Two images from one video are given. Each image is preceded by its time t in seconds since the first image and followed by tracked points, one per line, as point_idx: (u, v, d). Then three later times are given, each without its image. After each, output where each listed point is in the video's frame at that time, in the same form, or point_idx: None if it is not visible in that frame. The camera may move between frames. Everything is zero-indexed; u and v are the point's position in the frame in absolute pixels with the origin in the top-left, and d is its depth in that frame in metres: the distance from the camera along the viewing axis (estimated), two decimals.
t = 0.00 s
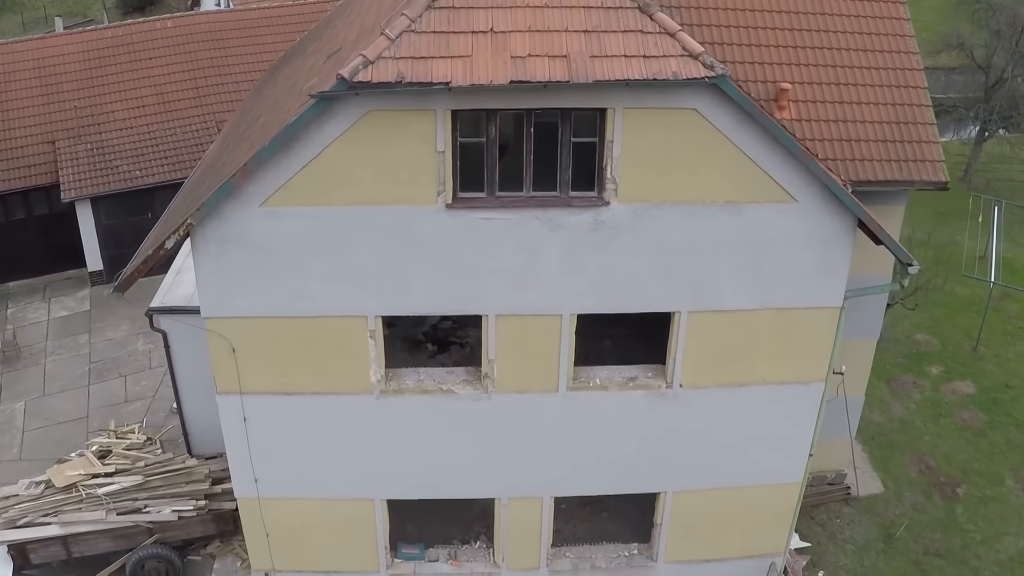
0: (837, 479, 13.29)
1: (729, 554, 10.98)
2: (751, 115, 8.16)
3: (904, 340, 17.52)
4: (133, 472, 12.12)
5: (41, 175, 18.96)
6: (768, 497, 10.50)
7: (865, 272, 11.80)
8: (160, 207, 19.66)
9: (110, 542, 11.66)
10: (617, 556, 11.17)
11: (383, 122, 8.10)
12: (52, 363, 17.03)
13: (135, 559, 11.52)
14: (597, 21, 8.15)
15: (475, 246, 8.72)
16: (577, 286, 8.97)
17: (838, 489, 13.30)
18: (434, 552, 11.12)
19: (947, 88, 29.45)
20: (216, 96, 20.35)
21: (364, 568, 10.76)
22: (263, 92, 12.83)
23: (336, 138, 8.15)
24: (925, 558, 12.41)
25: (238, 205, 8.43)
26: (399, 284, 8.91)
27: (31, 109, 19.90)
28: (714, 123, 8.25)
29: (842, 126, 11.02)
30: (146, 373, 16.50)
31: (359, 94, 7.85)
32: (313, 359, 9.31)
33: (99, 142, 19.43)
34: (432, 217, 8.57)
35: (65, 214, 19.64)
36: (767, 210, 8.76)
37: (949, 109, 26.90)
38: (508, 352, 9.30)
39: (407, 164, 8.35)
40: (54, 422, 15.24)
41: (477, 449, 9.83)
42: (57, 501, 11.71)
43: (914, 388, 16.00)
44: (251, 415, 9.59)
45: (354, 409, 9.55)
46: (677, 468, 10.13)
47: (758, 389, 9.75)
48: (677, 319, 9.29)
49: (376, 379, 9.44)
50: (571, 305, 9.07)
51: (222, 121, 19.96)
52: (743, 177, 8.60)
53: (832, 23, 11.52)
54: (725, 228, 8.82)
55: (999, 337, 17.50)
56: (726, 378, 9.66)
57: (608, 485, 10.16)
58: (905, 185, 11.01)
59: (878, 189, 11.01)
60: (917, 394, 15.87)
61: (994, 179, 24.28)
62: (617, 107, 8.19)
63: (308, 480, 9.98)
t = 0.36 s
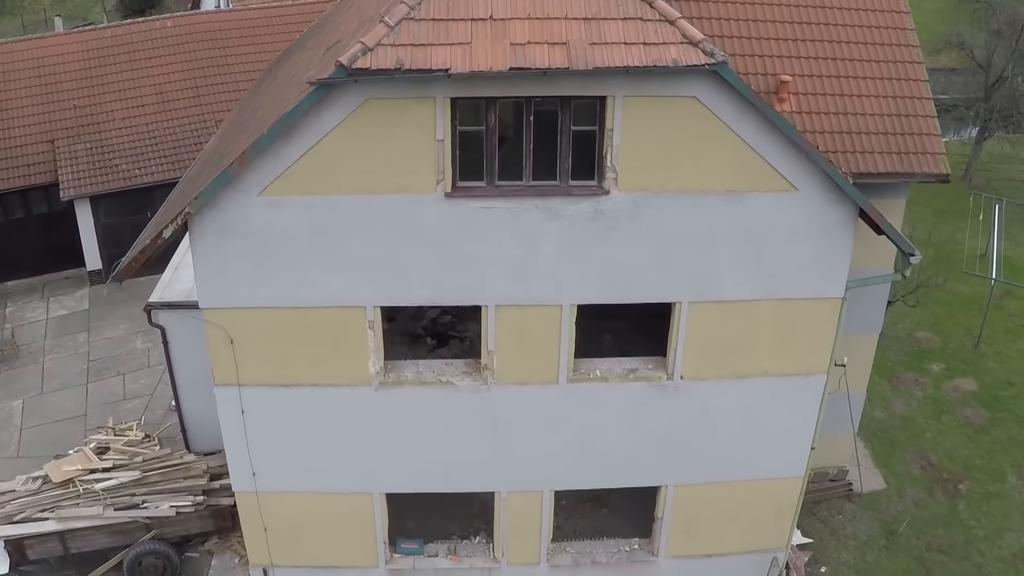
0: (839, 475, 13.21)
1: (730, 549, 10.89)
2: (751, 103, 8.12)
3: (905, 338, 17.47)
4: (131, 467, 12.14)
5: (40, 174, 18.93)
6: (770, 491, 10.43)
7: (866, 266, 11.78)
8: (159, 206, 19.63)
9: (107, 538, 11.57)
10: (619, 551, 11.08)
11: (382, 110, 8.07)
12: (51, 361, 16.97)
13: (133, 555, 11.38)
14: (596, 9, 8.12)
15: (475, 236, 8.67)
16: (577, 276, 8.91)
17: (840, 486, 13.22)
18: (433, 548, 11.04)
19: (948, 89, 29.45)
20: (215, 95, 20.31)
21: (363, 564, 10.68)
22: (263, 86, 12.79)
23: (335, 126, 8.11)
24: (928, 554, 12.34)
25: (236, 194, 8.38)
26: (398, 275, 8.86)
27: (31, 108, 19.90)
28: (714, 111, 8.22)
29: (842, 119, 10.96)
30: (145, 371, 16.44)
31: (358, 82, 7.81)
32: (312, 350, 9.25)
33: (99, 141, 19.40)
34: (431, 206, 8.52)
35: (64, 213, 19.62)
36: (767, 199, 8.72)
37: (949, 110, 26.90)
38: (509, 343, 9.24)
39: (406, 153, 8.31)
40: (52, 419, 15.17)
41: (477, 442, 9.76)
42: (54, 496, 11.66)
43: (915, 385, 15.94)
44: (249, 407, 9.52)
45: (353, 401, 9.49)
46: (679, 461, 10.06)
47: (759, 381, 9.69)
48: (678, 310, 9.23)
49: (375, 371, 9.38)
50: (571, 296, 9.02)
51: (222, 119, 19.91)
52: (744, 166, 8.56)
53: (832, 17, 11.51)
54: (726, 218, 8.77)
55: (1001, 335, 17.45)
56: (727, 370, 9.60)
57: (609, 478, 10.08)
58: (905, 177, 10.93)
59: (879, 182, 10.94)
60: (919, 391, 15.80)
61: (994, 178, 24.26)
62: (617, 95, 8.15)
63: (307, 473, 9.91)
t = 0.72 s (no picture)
0: (840, 471, 13.15)
1: (730, 544, 10.81)
2: (751, 91, 8.08)
3: (906, 335, 17.41)
4: (127, 462, 12.00)
5: (38, 172, 18.88)
6: (771, 484, 10.35)
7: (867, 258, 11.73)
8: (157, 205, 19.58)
9: (103, 534, 11.50)
10: (619, 546, 10.97)
11: (380, 98, 8.02)
12: (47, 359, 16.89)
13: (129, 551, 11.32)
14: None
15: (474, 225, 8.62)
16: (576, 266, 8.85)
17: (841, 482, 13.15)
18: (432, 543, 10.95)
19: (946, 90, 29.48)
20: (214, 93, 20.25)
21: (360, 559, 10.59)
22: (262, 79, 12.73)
23: (333, 114, 8.06)
24: (930, 550, 12.26)
25: (232, 183, 8.33)
26: (395, 265, 8.80)
27: (29, 107, 19.88)
28: (714, 99, 8.17)
29: (842, 111, 10.92)
30: (142, 369, 16.36)
31: (356, 69, 7.76)
32: (308, 342, 9.19)
33: (97, 140, 19.36)
34: (429, 195, 8.47)
35: (61, 211, 19.55)
36: (768, 188, 8.67)
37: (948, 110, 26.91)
38: (507, 333, 9.17)
39: (404, 141, 8.26)
40: (48, 417, 15.09)
41: (475, 434, 9.68)
42: (50, 492, 11.59)
43: (915, 382, 15.88)
44: (246, 399, 9.46)
45: (350, 393, 9.42)
46: (678, 454, 9.99)
47: (760, 372, 9.62)
48: (677, 300, 9.17)
49: (372, 362, 9.31)
50: (570, 286, 8.96)
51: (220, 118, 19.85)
52: (743, 155, 8.51)
53: (832, 10, 11.50)
54: (726, 207, 8.72)
55: (1001, 332, 17.40)
56: (727, 361, 9.53)
57: (608, 471, 10.01)
58: (905, 169, 10.85)
59: (879, 174, 10.88)
60: (919, 388, 15.74)
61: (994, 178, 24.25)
62: (615, 83, 8.10)
63: (304, 467, 9.83)
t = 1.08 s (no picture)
0: (839, 466, 13.07)
1: (730, 538, 10.72)
2: (748, 78, 8.02)
3: (905, 331, 17.35)
4: (121, 457, 11.92)
5: (33, 170, 18.81)
6: (770, 477, 10.27)
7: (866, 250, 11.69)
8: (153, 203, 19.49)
9: (96, 530, 11.38)
10: (617, 541, 10.87)
11: (375, 85, 7.95)
12: (42, 357, 16.78)
13: (123, 547, 11.23)
14: None
15: (470, 213, 8.54)
16: (573, 254, 8.78)
17: (841, 477, 13.07)
18: (428, 538, 10.83)
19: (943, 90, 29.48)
20: (210, 91, 20.18)
21: (356, 554, 10.49)
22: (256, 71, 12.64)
23: (327, 101, 7.99)
24: (931, 545, 12.17)
25: (226, 170, 8.25)
26: (391, 254, 8.72)
27: (24, 105, 19.80)
28: (712, 85, 8.11)
29: (840, 102, 10.87)
30: (137, 367, 16.25)
31: (351, 54, 7.70)
32: (303, 333, 9.10)
33: (92, 138, 19.28)
34: (425, 182, 8.39)
35: (57, 210, 19.47)
36: (766, 176, 8.60)
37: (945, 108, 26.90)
38: (504, 324, 9.09)
39: (399, 128, 8.19)
40: (43, 415, 14.97)
41: (471, 426, 9.59)
42: (43, 487, 11.47)
43: (914, 378, 15.81)
44: (240, 391, 9.37)
45: (345, 384, 9.32)
46: (677, 446, 9.90)
47: (759, 363, 9.54)
48: (675, 290, 9.10)
49: (368, 353, 9.23)
50: (567, 275, 8.88)
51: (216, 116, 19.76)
52: (741, 142, 8.45)
53: (829, 2, 11.49)
54: (724, 195, 8.65)
55: (1000, 328, 17.34)
56: (725, 352, 9.46)
57: (606, 463, 9.93)
58: (904, 160, 10.76)
59: (878, 165, 10.79)
60: (919, 384, 15.68)
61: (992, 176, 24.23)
62: (612, 69, 8.04)
63: (299, 460, 9.74)
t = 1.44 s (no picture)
0: (839, 462, 12.99)
1: (729, 533, 10.62)
2: (747, 64, 7.95)
3: (905, 327, 17.29)
4: (115, 451, 11.82)
5: (29, 168, 18.74)
6: (770, 470, 10.17)
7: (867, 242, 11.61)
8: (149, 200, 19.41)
9: (90, 525, 11.29)
10: (615, 535, 10.77)
11: (370, 71, 7.88)
12: (37, 354, 16.68)
13: (117, 543, 11.13)
14: None
15: (467, 201, 8.46)
16: (570, 243, 8.70)
17: (841, 472, 12.98)
18: (424, 533, 10.71)
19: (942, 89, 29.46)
20: (207, 88, 20.10)
21: (352, 548, 10.39)
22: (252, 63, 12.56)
23: (322, 87, 7.92)
24: (932, 540, 12.07)
25: (220, 158, 8.18)
26: (386, 243, 8.64)
27: (21, 103, 19.75)
28: (710, 72, 8.04)
29: (839, 92, 10.81)
30: (133, 363, 16.16)
31: (346, 40, 7.62)
32: (298, 323, 9.01)
33: (88, 135, 19.21)
34: (421, 169, 8.32)
35: (53, 207, 19.41)
36: (765, 163, 8.53)
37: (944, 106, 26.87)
38: (501, 314, 9.01)
39: (394, 115, 8.11)
40: (38, 411, 14.87)
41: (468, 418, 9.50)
42: (36, 482, 11.38)
43: (914, 374, 15.74)
44: (234, 382, 9.27)
45: (340, 375, 9.23)
46: (676, 438, 9.81)
47: (758, 354, 9.46)
48: (673, 279, 9.01)
49: (363, 343, 9.14)
50: (564, 264, 8.80)
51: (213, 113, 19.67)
52: (740, 129, 8.37)
53: None
54: (723, 182, 8.58)
55: (1000, 324, 17.26)
56: (724, 343, 9.37)
57: (604, 456, 9.83)
58: (904, 152, 10.70)
59: (878, 156, 10.71)
60: (918, 379, 15.60)
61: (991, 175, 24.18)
62: (609, 55, 7.97)
63: (294, 453, 9.64)
